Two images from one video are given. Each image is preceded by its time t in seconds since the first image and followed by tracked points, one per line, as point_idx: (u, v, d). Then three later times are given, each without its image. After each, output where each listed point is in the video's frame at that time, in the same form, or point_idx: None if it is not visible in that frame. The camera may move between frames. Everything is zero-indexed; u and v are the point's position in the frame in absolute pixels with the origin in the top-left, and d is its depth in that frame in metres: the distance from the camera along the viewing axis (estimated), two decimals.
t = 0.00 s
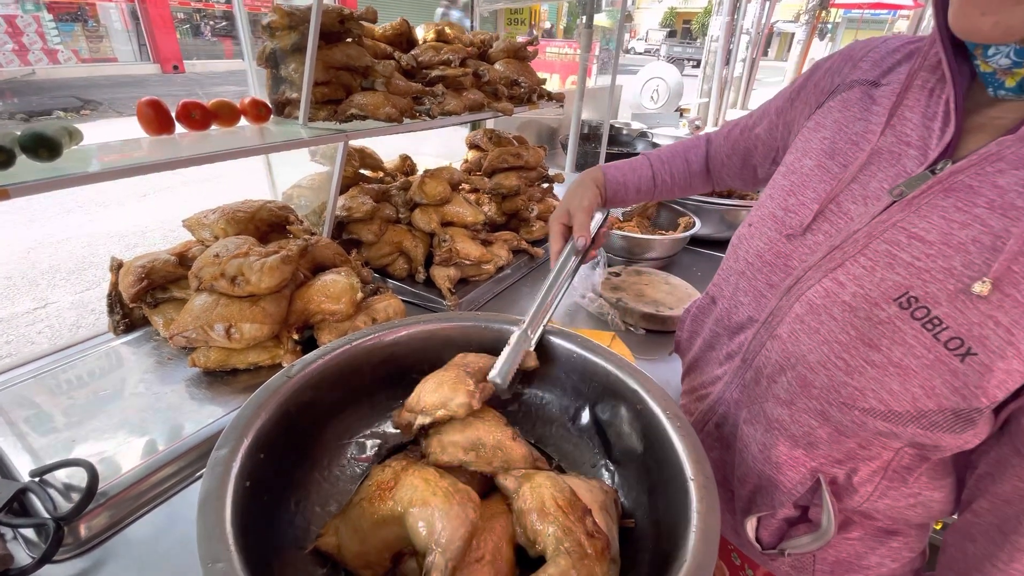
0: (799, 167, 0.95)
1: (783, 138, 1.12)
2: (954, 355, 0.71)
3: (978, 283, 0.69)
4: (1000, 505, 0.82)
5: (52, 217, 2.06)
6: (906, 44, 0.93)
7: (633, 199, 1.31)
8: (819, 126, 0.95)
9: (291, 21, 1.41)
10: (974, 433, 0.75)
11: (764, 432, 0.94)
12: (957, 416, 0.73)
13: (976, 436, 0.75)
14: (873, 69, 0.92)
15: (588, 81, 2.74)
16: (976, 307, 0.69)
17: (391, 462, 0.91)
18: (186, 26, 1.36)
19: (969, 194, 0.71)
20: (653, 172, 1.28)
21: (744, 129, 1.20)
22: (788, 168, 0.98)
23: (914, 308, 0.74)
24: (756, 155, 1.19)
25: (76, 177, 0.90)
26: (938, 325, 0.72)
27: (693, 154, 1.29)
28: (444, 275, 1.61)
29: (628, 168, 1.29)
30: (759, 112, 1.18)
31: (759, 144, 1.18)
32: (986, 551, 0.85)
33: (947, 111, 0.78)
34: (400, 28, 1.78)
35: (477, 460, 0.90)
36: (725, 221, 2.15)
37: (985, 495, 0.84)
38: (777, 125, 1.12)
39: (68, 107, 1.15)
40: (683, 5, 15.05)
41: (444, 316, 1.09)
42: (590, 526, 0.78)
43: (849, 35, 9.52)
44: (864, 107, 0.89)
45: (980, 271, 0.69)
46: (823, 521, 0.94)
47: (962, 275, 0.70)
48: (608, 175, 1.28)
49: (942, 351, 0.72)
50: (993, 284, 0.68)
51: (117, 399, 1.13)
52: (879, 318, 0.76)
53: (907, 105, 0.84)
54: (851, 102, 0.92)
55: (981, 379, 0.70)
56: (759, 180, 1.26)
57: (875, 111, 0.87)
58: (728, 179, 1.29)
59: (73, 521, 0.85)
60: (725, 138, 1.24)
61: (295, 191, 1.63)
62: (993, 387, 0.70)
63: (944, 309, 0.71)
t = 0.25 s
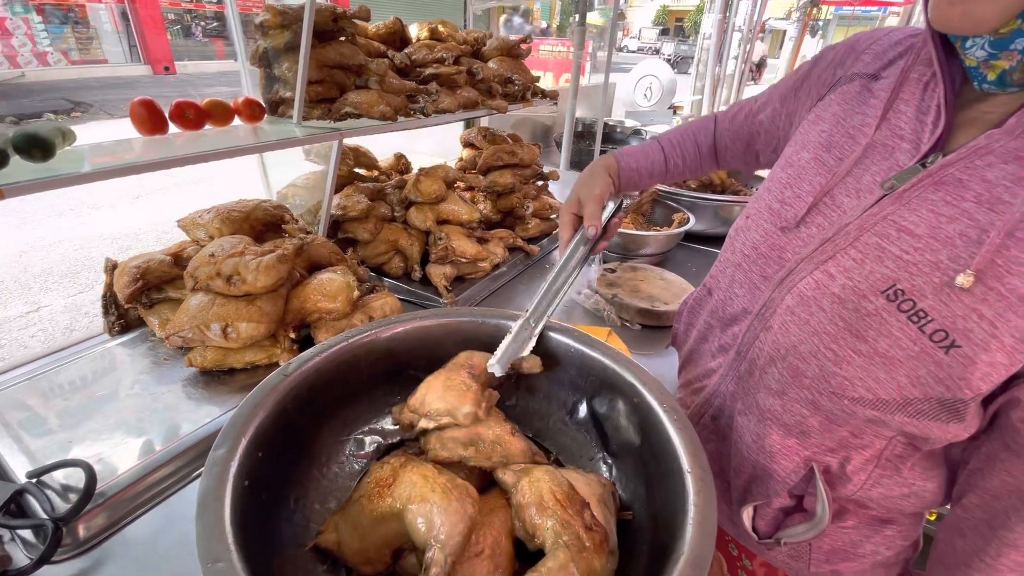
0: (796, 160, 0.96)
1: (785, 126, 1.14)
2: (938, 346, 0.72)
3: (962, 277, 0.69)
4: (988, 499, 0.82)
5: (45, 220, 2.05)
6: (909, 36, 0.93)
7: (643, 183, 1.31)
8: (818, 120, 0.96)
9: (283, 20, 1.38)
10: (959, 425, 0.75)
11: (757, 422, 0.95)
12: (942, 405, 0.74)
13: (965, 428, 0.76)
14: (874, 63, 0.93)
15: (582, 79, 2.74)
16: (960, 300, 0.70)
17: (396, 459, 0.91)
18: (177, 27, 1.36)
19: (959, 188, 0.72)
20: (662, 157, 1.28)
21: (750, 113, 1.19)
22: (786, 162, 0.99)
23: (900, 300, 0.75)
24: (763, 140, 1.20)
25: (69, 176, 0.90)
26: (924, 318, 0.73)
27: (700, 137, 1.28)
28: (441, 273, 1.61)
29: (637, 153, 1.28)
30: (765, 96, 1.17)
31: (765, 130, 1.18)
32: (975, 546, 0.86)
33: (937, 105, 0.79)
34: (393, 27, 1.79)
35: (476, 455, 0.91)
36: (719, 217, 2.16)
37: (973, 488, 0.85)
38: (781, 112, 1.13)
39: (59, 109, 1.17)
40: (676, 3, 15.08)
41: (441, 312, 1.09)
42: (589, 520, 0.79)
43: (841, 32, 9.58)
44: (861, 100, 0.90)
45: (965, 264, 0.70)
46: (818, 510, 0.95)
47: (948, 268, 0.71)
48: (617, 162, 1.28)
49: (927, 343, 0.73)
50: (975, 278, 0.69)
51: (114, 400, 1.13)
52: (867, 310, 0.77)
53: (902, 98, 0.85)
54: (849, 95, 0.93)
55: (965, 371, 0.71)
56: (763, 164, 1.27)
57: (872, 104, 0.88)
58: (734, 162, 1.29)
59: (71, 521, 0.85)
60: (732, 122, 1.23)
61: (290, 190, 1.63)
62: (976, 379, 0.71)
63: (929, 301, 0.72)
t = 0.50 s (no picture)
0: (791, 155, 0.96)
1: (775, 116, 1.13)
2: (934, 344, 0.73)
3: (958, 277, 0.70)
4: (984, 491, 0.84)
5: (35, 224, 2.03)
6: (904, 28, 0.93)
7: (631, 171, 1.27)
8: (813, 114, 0.96)
9: (275, 19, 1.38)
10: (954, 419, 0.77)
11: (752, 418, 0.95)
12: (937, 401, 0.76)
13: (958, 424, 0.78)
14: (868, 56, 0.93)
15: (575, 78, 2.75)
16: (956, 298, 0.71)
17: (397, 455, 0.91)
18: (167, 29, 1.38)
19: (955, 185, 0.72)
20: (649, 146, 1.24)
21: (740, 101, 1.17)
22: (781, 157, 0.99)
23: (896, 298, 0.75)
24: (753, 130, 1.19)
25: (62, 176, 0.90)
26: (920, 316, 0.73)
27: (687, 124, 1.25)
28: (436, 272, 1.61)
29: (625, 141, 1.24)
30: (756, 85, 1.15)
31: (756, 119, 1.17)
32: (971, 538, 0.87)
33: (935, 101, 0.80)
34: (385, 25, 1.78)
35: (474, 452, 0.91)
36: (712, 214, 2.17)
37: (969, 482, 0.86)
38: (773, 101, 1.12)
39: (49, 113, 1.15)
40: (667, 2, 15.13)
41: (436, 310, 1.09)
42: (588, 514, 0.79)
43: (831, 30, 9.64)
44: (857, 96, 0.91)
45: (961, 262, 0.70)
46: (813, 504, 0.95)
47: (944, 267, 0.72)
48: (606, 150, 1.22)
49: (924, 340, 0.74)
50: (972, 277, 0.69)
51: (108, 403, 1.12)
52: (864, 308, 0.78)
53: (898, 93, 0.85)
54: (843, 89, 0.93)
55: (961, 368, 0.72)
56: (750, 152, 1.27)
57: (867, 99, 0.88)
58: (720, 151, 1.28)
59: (67, 524, 0.85)
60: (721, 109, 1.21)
61: (283, 191, 1.63)
62: (972, 375, 0.72)
63: (925, 299, 0.73)
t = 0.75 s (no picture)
0: (788, 157, 0.97)
1: (762, 103, 1.15)
2: (929, 345, 0.73)
3: (959, 276, 0.70)
4: (980, 491, 0.84)
5: (29, 231, 2.01)
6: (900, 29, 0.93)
7: (613, 140, 1.31)
8: (810, 115, 0.96)
9: (270, 24, 1.36)
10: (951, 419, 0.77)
11: (750, 419, 0.95)
12: (933, 401, 0.76)
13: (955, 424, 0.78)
14: (862, 58, 0.94)
15: (570, 81, 2.76)
16: (951, 299, 0.71)
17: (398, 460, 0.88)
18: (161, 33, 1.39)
19: (950, 186, 0.72)
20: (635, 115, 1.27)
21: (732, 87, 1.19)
22: (777, 159, 1.00)
23: (893, 299, 0.75)
24: (736, 118, 1.22)
25: (58, 184, 0.89)
26: (915, 317, 0.74)
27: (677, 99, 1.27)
28: (433, 276, 1.61)
29: (612, 106, 1.27)
30: (750, 71, 1.16)
31: (743, 106, 1.19)
32: (969, 537, 0.87)
33: (929, 103, 0.80)
34: (381, 30, 1.78)
35: (475, 456, 0.91)
36: (709, 215, 2.18)
37: (967, 482, 0.86)
38: (768, 92, 1.14)
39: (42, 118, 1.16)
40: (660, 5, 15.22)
41: (435, 314, 1.08)
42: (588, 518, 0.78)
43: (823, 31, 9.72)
44: (852, 97, 0.91)
45: (957, 263, 0.71)
46: (812, 504, 0.96)
47: (939, 268, 0.72)
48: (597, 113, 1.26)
49: (919, 341, 0.74)
50: (972, 277, 0.69)
51: (104, 411, 1.11)
52: (858, 309, 0.78)
53: (892, 95, 0.86)
54: (839, 90, 0.94)
55: (957, 369, 0.72)
56: (731, 140, 1.29)
57: (863, 100, 0.89)
58: (699, 134, 1.31)
59: (63, 534, 0.84)
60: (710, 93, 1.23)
61: (279, 196, 1.61)
62: (967, 376, 0.72)
63: (921, 300, 0.73)
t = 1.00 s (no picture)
0: (783, 162, 0.97)
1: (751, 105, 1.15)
2: (934, 352, 0.73)
3: (965, 279, 0.70)
4: (982, 493, 0.84)
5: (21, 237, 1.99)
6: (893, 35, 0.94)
7: (582, 135, 1.23)
8: (804, 121, 0.97)
9: (266, 29, 1.38)
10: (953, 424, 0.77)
11: (751, 426, 0.95)
12: (938, 409, 0.76)
13: (956, 427, 0.79)
14: (857, 64, 0.94)
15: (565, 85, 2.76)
16: (955, 304, 0.71)
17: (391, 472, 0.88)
18: (154, 38, 1.40)
19: (949, 191, 0.73)
20: (613, 109, 1.22)
21: (723, 86, 1.17)
22: (773, 164, 1.00)
23: (896, 306, 0.75)
24: (722, 118, 1.20)
25: (53, 194, 0.88)
26: (920, 323, 0.74)
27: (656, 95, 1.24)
28: (432, 281, 1.61)
29: (589, 99, 1.20)
30: (740, 70, 1.15)
31: (730, 106, 1.18)
32: (970, 539, 0.88)
33: (925, 109, 0.81)
34: (377, 35, 1.77)
35: (476, 465, 0.90)
36: (705, 218, 2.19)
37: (967, 484, 0.86)
38: (760, 94, 1.13)
39: (34, 123, 1.16)
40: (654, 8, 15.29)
41: (433, 321, 1.08)
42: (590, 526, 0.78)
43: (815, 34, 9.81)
44: (846, 103, 0.91)
45: (960, 268, 0.70)
46: (814, 510, 0.96)
47: (942, 274, 0.72)
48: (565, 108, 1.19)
49: (924, 348, 0.74)
50: (978, 279, 0.69)
51: (100, 421, 1.10)
52: (862, 316, 0.78)
53: (888, 101, 0.86)
54: (834, 95, 0.93)
55: (962, 375, 0.72)
56: (712, 143, 1.28)
57: (857, 105, 0.89)
58: (676, 132, 1.29)
59: (60, 548, 0.83)
60: (696, 91, 1.20)
61: (276, 203, 1.61)
62: (973, 381, 0.72)
63: (924, 306, 0.73)
